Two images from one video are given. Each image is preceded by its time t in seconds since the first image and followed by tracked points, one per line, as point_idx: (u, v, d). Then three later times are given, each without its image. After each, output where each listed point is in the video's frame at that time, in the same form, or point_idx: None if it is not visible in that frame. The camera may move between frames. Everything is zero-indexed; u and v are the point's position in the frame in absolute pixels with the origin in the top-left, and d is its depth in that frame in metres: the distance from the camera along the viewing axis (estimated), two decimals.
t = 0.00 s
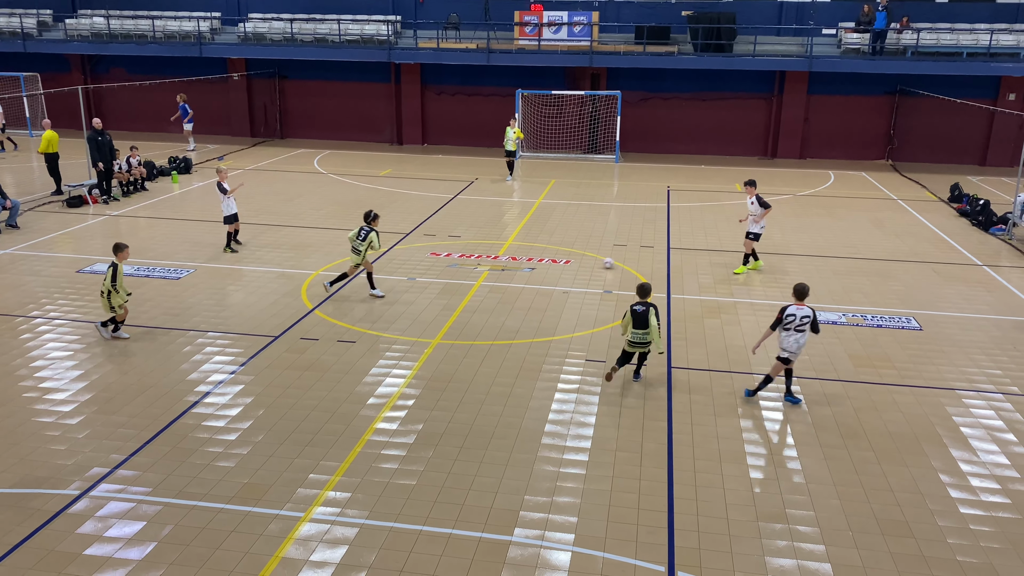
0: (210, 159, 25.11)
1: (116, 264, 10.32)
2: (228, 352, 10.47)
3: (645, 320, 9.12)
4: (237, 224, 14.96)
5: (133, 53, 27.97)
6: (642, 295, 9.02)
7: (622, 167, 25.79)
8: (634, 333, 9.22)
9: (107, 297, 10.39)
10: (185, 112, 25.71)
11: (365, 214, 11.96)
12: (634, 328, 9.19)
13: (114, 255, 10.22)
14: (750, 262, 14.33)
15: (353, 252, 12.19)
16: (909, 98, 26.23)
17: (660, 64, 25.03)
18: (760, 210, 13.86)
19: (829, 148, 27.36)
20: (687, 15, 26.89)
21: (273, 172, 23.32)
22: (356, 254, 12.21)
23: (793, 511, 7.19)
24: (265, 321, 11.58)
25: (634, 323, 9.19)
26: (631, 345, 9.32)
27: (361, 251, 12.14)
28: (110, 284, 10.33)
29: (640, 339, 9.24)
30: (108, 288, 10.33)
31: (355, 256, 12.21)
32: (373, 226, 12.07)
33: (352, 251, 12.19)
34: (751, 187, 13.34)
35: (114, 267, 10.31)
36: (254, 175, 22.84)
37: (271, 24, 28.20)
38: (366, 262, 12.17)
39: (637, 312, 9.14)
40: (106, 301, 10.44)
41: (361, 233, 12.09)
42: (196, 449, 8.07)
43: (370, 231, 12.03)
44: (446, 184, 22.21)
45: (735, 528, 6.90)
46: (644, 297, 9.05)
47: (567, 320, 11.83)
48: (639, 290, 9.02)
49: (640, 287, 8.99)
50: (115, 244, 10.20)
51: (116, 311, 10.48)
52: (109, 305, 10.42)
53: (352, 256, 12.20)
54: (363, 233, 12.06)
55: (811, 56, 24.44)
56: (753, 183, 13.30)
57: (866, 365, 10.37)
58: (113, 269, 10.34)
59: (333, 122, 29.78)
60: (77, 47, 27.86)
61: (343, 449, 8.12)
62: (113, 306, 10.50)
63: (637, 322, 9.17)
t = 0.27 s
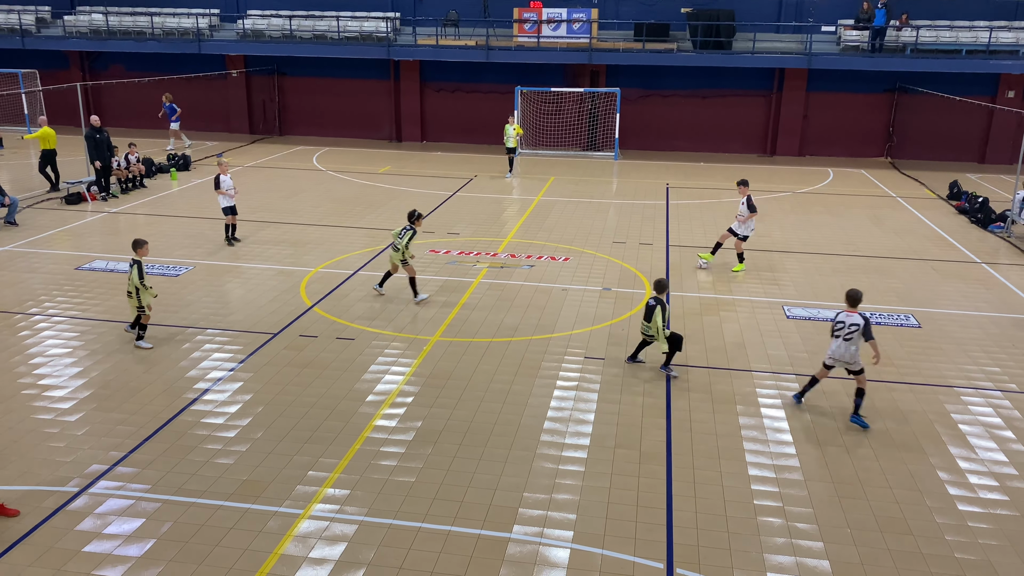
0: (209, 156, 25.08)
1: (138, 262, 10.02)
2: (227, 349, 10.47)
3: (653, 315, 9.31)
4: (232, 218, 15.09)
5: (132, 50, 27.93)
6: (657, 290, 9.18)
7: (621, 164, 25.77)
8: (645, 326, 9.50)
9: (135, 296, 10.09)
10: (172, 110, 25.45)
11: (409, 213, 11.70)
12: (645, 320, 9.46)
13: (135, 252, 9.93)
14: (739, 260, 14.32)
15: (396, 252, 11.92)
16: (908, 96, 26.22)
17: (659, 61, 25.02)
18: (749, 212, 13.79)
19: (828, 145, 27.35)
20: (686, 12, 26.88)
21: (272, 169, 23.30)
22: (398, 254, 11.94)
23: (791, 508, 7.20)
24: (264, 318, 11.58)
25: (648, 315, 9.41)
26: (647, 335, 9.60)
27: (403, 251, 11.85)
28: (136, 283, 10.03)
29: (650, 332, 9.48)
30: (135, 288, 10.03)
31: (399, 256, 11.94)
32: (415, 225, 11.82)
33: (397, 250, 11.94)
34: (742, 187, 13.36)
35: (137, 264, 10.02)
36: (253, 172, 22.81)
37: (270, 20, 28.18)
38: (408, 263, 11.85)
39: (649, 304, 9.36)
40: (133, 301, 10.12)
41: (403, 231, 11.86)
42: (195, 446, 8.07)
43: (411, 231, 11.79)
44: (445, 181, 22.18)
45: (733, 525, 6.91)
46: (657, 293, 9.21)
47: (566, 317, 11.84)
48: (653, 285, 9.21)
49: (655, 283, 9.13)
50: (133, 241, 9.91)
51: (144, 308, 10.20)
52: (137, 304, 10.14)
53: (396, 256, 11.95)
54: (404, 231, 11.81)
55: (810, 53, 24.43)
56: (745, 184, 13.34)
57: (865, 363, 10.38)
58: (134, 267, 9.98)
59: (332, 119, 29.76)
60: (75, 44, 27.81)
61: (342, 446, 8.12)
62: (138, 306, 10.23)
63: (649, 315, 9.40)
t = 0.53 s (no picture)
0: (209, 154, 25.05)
1: (160, 267, 9.90)
2: (226, 347, 10.47)
3: (689, 303, 9.25)
4: (229, 214, 15.34)
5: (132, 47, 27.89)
6: (691, 278, 9.25)
7: (621, 162, 25.76)
8: (678, 316, 9.39)
9: (160, 303, 9.93)
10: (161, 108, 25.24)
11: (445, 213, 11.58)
12: (678, 311, 9.37)
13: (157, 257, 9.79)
14: (738, 259, 14.23)
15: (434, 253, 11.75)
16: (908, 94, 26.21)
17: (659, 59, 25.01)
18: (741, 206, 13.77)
19: (828, 143, 27.34)
20: (686, 10, 26.87)
21: (272, 167, 23.29)
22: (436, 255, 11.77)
23: (790, 506, 7.21)
24: (264, 316, 11.58)
25: (680, 306, 9.37)
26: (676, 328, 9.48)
27: (441, 252, 11.69)
28: (160, 289, 9.88)
29: (683, 323, 9.36)
30: (159, 294, 9.88)
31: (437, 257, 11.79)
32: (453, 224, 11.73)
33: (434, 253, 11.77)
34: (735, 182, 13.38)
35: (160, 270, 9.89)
36: (253, 170, 22.79)
37: (270, 18, 28.20)
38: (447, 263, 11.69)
39: (684, 295, 9.36)
40: (158, 308, 9.95)
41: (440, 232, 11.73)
42: (195, 444, 8.07)
43: (449, 230, 11.71)
44: (445, 179, 22.17)
45: (733, 522, 6.92)
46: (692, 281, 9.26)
47: (566, 315, 11.84)
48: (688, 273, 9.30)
49: (689, 270, 9.26)
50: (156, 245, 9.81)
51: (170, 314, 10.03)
52: (163, 310, 9.97)
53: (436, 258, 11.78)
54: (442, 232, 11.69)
55: (810, 51, 24.42)
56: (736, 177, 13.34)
57: (865, 361, 10.39)
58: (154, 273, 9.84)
59: (332, 116, 29.73)
60: (75, 41, 27.78)
61: (342, 443, 8.12)
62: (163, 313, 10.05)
63: (682, 305, 9.36)
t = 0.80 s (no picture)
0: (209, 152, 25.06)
1: (173, 273, 9.52)
2: (227, 345, 10.47)
3: (720, 317, 8.90)
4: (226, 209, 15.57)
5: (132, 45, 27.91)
6: (720, 290, 8.95)
7: (621, 161, 25.75)
8: (711, 330, 9.01)
9: (174, 309, 9.71)
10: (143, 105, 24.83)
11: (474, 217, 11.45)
12: (711, 325, 8.98)
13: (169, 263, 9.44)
14: (737, 259, 14.16)
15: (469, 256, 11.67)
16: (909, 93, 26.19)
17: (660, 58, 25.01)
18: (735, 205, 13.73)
19: (829, 142, 27.32)
20: (687, 8, 26.87)
21: (273, 165, 23.30)
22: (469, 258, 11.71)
23: (790, 505, 7.21)
24: (265, 314, 11.59)
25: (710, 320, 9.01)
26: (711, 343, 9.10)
27: (477, 254, 11.62)
28: (174, 296, 9.60)
29: (718, 336, 8.98)
30: (174, 300, 9.63)
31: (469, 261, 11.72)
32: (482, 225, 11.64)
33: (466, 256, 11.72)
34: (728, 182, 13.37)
35: (173, 275, 9.53)
36: (254, 168, 22.79)
37: (270, 16, 28.20)
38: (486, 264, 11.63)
39: (712, 308, 8.98)
40: (173, 313, 9.74)
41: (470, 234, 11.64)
42: (195, 442, 8.07)
43: (480, 232, 11.61)
44: (446, 177, 22.16)
45: (733, 521, 6.93)
46: (720, 292, 8.97)
47: (566, 313, 11.84)
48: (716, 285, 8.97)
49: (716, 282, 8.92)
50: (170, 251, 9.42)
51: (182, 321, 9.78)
52: (178, 315, 9.76)
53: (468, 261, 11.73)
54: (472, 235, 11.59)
55: (811, 49, 24.40)
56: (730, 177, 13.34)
57: (865, 360, 10.39)
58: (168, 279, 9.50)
59: (332, 115, 29.72)
60: (75, 39, 27.80)
61: (342, 442, 8.12)
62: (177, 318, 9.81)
63: (713, 319, 8.98)
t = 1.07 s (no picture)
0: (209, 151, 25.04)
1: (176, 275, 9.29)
2: (227, 345, 10.46)
3: (757, 332, 8.51)
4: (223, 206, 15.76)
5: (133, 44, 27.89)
6: (757, 303, 8.55)
7: (621, 160, 25.72)
8: (746, 344, 8.64)
9: (173, 312, 9.34)
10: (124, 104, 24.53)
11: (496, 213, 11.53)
12: (746, 340, 8.62)
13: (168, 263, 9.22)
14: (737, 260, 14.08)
15: (487, 254, 11.66)
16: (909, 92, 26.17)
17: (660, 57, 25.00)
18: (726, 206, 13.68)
19: (829, 142, 27.30)
20: (687, 8, 26.87)
21: (273, 164, 23.29)
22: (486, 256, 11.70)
23: (791, 504, 7.21)
24: (265, 313, 11.59)
25: (746, 334, 8.62)
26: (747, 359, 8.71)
27: (496, 251, 11.65)
28: (175, 298, 9.28)
29: (754, 352, 8.59)
30: (173, 302, 9.29)
31: (486, 258, 11.70)
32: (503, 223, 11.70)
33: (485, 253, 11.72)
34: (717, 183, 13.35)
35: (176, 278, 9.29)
36: (254, 167, 22.77)
37: (270, 15, 28.21)
38: (505, 262, 11.63)
39: (750, 322, 8.57)
40: (172, 317, 9.36)
41: (491, 232, 11.71)
42: (195, 441, 8.08)
43: (501, 230, 11.67)
44: (446, 177, 22.15)
45: (733, 520, 6.93)
46: (758, 307, 8.55)
47: (566, 313, 11.83)
48: (754, 297, 8.57)
49: (756, 294, 8.53)
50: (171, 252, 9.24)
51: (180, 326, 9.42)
52: (176, 319, 9.36)
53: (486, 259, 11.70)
54: (493, 232, 11.67)
55: (812, 49, 24.39)
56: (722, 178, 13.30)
57: (865, 359, 10.38)
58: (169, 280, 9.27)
59: (332, 114, 29.72)
60: (76, 38, 27.79)
61: (342, 442, 8.12)
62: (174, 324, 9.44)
63: (749, 333, 8.59)
